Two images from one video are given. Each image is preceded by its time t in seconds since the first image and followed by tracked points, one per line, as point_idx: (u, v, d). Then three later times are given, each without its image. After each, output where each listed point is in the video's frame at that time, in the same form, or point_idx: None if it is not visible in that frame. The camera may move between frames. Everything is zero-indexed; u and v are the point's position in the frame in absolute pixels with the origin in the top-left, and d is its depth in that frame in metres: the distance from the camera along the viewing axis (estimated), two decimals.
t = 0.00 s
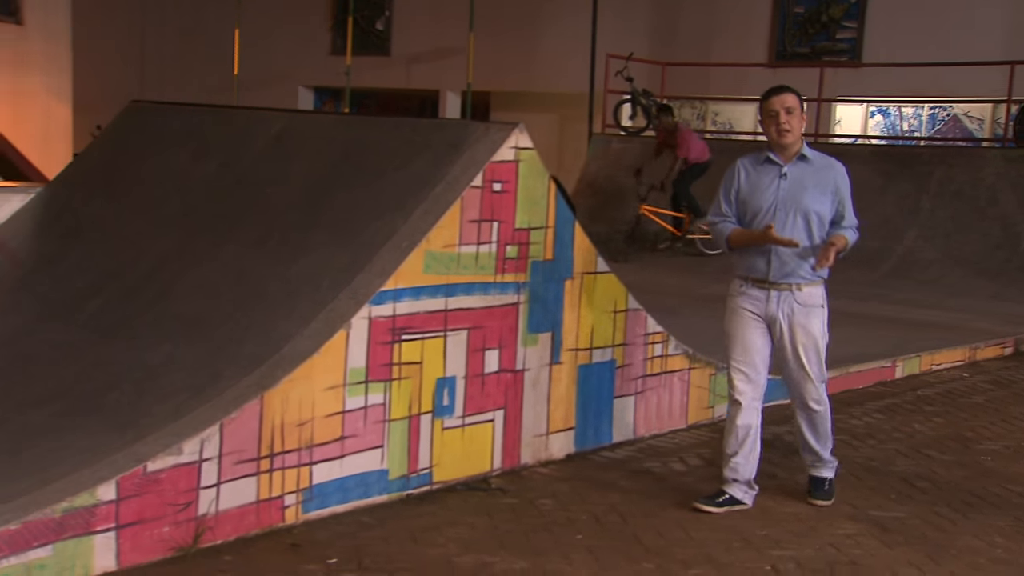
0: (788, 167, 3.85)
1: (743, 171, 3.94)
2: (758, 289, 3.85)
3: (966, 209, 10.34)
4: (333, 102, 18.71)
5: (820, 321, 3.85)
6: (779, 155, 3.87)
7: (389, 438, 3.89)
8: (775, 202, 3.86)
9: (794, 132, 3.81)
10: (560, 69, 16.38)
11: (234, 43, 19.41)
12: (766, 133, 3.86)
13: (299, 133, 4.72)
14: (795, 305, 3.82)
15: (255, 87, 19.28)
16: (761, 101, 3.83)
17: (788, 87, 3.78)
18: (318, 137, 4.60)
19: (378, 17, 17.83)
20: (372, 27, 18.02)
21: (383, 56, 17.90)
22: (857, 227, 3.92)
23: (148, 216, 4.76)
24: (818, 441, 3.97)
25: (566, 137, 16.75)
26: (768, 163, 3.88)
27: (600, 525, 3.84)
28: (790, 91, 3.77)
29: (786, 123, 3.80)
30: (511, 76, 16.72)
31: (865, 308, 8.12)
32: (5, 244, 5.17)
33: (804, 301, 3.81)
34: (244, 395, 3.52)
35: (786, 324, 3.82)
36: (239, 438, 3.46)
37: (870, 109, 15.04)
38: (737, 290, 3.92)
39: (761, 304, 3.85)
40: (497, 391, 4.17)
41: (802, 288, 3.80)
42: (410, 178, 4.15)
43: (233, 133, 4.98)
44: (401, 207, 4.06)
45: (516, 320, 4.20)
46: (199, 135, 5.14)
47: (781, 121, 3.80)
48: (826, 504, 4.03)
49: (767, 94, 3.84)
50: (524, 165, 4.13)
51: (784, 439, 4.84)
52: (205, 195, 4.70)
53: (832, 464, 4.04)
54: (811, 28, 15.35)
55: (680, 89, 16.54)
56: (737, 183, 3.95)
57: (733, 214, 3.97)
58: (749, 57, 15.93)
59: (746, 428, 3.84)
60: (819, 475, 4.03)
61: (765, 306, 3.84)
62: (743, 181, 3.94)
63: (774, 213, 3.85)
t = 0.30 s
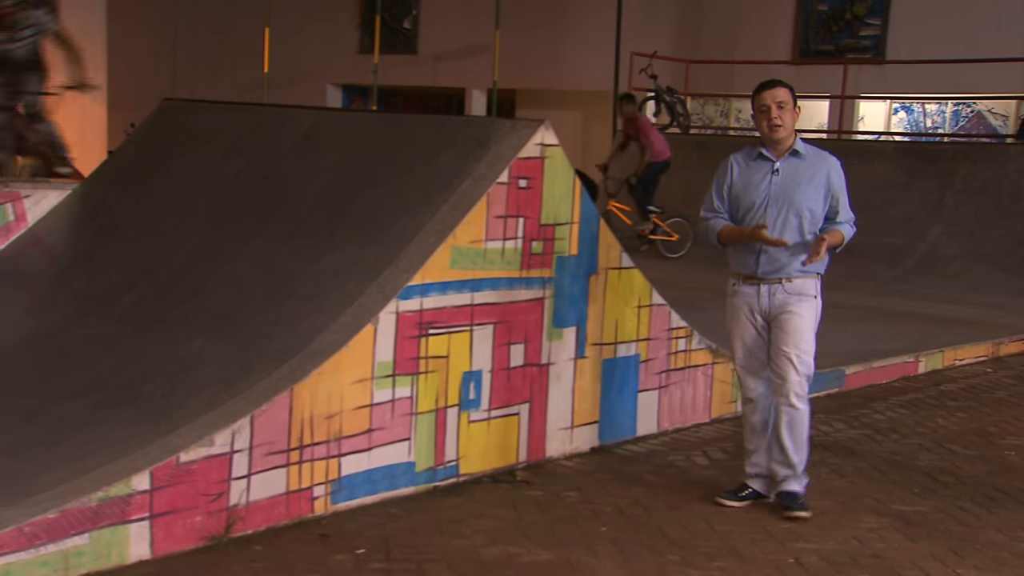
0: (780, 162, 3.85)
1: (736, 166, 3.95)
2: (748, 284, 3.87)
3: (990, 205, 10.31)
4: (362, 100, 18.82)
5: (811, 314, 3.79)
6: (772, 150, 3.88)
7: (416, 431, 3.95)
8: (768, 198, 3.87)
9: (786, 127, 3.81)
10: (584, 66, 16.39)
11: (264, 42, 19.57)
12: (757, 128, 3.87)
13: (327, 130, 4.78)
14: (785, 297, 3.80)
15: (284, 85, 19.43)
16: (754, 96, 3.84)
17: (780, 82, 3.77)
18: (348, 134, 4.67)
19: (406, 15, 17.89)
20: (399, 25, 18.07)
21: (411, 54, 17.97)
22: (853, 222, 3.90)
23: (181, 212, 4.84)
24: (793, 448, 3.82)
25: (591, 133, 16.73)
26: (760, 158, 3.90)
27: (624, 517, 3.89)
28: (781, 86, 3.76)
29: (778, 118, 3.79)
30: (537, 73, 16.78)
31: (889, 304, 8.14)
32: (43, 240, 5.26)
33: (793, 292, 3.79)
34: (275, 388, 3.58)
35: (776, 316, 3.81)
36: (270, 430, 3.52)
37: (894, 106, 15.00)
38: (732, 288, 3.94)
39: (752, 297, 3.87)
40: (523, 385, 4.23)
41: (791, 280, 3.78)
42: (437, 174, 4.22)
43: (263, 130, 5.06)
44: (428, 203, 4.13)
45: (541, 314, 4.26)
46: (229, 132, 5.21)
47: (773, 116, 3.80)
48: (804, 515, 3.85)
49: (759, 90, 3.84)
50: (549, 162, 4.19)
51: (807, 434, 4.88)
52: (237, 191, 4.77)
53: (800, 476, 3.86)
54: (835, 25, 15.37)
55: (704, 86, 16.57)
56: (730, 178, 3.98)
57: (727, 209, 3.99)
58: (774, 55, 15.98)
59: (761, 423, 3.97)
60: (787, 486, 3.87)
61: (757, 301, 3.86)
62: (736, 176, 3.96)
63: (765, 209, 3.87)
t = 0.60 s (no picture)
0: (784, 167, 3.81)
1: (742, 169, 3.94)
2: (745, 290, 3.86)
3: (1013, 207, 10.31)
4: (387, 103, 18.93)
5: (803, 323, 3.73)
6: (777, 155, 3.84)
7: (441, 430, 4.01)
8: (767, 201, 3.82)
9: (793, 132, 3.76)
10: (607, 70, 16.46)
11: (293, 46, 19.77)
12: (765, 131, 3.83)
13: (354, 132, 4.85)
14: (778, 306, 3.75)
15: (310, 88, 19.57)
16: (762, 99, 3.78)
17: (789, 86, 3.71)
18: (375, 137, 4.74)
19: (431, 19, 17.98)
20: (424, 29, 18.13)
21: (434, 57, 18.05)
22: (859, 231, 3.76)
23: (209, 213, 4.92)
24: (766, 460, 3.76)
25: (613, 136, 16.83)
26: (766, 162, 3.87)
27: (646, 515, 3.93)
28: (790, 91, 3.71)
29: (783, 122, 3.74)
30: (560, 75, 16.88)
31: (912, 305, 8.16)
32: (76, 240, 5.35)
33: (786, 300, 3.74)
34: (302, 387, 3.64)
35: (769, 323, 3.78)
36: (298, 428, 3.58)
37: (915, 108, 14.98)
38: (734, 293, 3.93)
39: (749, 304, 3.85)
40: (546, 384, 4.29)
41: (785, 288, 3.73)
42: (462, 177, 4.28)
43: (292, 133, 5.14)
44: (454, 205, 4.19)
45: (564, 315, 4.32)
46: (258, 134, 5.29)
47: (778, 119, 3.75)
48: (760, 531, 3.73)
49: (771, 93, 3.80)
50: (573, 164, 4.24)
51: (829, 433, 4.91)
52: (265, 193, 4.85)
53: (770, 493, 3.77)
54: (857, 28, 15.35)
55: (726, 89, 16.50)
56: (736, 181, 3.96)
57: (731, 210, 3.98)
58: (796, 57, 15.94)
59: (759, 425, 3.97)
60: (753, 497, 3.76)
61: (753, 306, 3.83)
62: (741, 179, 3.94)
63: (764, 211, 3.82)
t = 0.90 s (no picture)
0: (793, 163, 3.78)
1: (752, 164, 3.91)
2: (755, 290, 3.81)
3: None
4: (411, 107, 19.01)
5: (814, 327, 3.68)
6: (788, 151, 3.81)
7: (464, 428, 4.06)
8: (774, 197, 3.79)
9: (805, 128, 3.72)
10: (630, 75, 16.59)
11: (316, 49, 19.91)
12: (777, 127, 3.80)
13: (380, 135, 4.94)
14: (788, 309, 3.70)
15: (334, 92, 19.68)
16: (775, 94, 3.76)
17: (803, 81, 3.67)
18: (401, 140, 4.82)
19: (454, 23, 18.08)
20: (448, 33, 18.20)
21: (458, 60, 18.19)
22: (866, 232, 3.70)
23: (236, 216, 4.99)
24: (782, 468, 3.75)
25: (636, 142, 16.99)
26: (776, 158, 3.83)
27: (666, 514, 3.96)
28: (802, 86, 3.66)
29: (794, 117, 3.71)
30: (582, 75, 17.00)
31: (934, 305, 8.18)
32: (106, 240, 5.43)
33: (797, 303, 3.69)
34: (327, 386, 3.69)
35: (779, 326, 3.72)
36: (323, 426, 3.63)
37: (936, 110, 15.03)
38: (741, 290, 3.91)
39: (758, 305, 3.80)
40: (568, 384, 4.34)
41: (796, 291, 3.69)
42: (485, 178, 4.33)
43: (318, 135, 5.22)
44: (477, 206, 4.24)
45: (586, 315, 4.37)
46: (285, 137, 5.37)
47: (789, 114, 3.71)
48: (773, 535, 3.73)
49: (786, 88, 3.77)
50: (595, 165, 4.29)
51: (849, 433, 4.94)
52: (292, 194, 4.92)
53: (783, 498, 3.77)
54: (877, 31, 15.29)
55: (748, 92, 16.68)
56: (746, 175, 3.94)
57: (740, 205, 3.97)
58: (817, 60, 16.01)
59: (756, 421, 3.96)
60: (766, 503, 3.76)
61: (760, 306, 3.80)
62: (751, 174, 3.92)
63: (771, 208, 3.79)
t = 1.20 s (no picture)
0: (802, 167, 3.69)
1: (757, 169, 3.82)
2: (762, 293, 3.73)
3: None
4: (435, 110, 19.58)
5: (825, 331, 3.62)
6: (795, 155, 3.71)
7: (487, 427, 4.11)
8: (784, 203, 3.70)
9: (812, 133, 3.63)
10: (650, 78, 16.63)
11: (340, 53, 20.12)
12: (783, 131, 3.71)
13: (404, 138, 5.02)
14: (799, 314, 3.63)
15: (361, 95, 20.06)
16: (780, 98, 3.68)
17: (807, 85, 3.60)
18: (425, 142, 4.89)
19: (477, 27, 18.29)
20: (471, 37, 18.47)
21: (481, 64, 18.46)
22: (878, 236, 3.64)
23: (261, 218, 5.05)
24: (800, 470, 3.74)
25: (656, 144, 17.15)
26: (783, 162, 3.74)
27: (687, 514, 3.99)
28: (808, 90, 3.59)
29: (801, 123, 3.62)
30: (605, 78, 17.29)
31: (955, 306, 8.18)
32: (137, 241, 5.51)
33: (808, 308, 3.62)
34: (352, 384, 3.74)
35: (789, 330, 3.65)
36: (348, 424, 3.69)
37: (956, 112, 14.87)
38: (747, 292, 3.82)
39: (765, 306, 3.72)
40: (590, 383, 4.40)
41: (807, 296, 3.62)
42: (508, 180, 4.39)
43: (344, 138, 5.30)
44: (500, 207, 4.29)
45: (608, 315, 4.42)
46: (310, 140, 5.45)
47: (795, 120, 3.63)
48: (794, 534, 3.76)
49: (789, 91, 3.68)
50: (616, 167, 4.35)
51: (869, 433, 4.96)
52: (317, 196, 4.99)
53: (803, 497, 3.78)
54: (898, 33, 15.30)
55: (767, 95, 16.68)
56: (750, 180, 3.84)
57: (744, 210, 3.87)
58: (839, 63, 15.88)
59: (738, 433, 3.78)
60: (787, 504, 3.78)
61: (769, 310, 3.70)
62: (756, 179, 3.81)
63: (780, 214, 3.70)
